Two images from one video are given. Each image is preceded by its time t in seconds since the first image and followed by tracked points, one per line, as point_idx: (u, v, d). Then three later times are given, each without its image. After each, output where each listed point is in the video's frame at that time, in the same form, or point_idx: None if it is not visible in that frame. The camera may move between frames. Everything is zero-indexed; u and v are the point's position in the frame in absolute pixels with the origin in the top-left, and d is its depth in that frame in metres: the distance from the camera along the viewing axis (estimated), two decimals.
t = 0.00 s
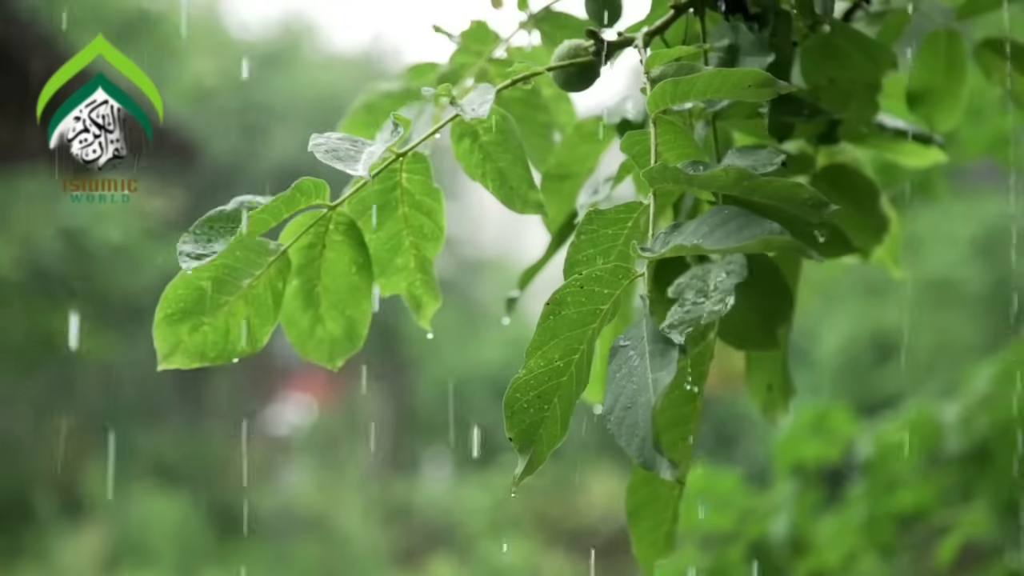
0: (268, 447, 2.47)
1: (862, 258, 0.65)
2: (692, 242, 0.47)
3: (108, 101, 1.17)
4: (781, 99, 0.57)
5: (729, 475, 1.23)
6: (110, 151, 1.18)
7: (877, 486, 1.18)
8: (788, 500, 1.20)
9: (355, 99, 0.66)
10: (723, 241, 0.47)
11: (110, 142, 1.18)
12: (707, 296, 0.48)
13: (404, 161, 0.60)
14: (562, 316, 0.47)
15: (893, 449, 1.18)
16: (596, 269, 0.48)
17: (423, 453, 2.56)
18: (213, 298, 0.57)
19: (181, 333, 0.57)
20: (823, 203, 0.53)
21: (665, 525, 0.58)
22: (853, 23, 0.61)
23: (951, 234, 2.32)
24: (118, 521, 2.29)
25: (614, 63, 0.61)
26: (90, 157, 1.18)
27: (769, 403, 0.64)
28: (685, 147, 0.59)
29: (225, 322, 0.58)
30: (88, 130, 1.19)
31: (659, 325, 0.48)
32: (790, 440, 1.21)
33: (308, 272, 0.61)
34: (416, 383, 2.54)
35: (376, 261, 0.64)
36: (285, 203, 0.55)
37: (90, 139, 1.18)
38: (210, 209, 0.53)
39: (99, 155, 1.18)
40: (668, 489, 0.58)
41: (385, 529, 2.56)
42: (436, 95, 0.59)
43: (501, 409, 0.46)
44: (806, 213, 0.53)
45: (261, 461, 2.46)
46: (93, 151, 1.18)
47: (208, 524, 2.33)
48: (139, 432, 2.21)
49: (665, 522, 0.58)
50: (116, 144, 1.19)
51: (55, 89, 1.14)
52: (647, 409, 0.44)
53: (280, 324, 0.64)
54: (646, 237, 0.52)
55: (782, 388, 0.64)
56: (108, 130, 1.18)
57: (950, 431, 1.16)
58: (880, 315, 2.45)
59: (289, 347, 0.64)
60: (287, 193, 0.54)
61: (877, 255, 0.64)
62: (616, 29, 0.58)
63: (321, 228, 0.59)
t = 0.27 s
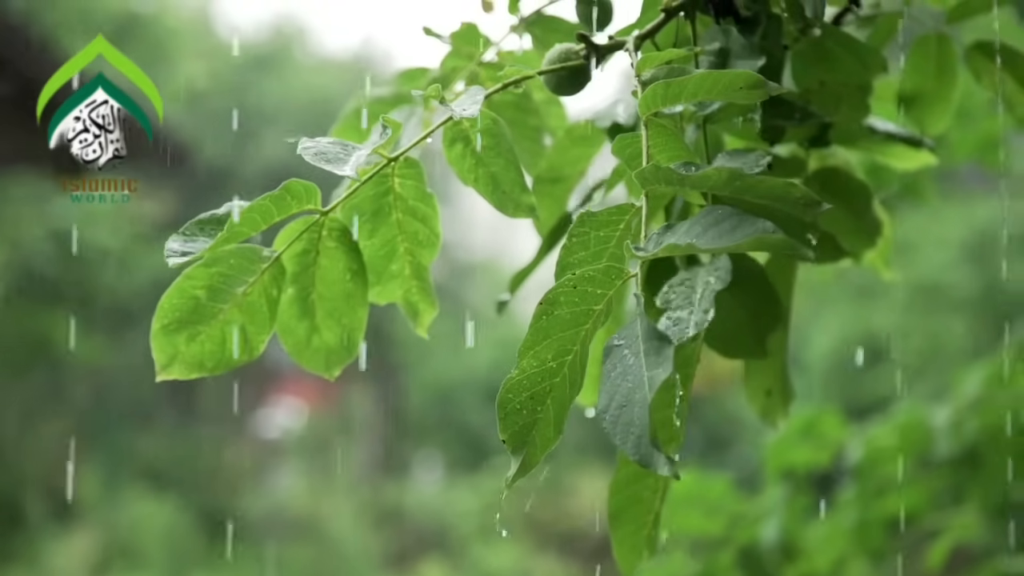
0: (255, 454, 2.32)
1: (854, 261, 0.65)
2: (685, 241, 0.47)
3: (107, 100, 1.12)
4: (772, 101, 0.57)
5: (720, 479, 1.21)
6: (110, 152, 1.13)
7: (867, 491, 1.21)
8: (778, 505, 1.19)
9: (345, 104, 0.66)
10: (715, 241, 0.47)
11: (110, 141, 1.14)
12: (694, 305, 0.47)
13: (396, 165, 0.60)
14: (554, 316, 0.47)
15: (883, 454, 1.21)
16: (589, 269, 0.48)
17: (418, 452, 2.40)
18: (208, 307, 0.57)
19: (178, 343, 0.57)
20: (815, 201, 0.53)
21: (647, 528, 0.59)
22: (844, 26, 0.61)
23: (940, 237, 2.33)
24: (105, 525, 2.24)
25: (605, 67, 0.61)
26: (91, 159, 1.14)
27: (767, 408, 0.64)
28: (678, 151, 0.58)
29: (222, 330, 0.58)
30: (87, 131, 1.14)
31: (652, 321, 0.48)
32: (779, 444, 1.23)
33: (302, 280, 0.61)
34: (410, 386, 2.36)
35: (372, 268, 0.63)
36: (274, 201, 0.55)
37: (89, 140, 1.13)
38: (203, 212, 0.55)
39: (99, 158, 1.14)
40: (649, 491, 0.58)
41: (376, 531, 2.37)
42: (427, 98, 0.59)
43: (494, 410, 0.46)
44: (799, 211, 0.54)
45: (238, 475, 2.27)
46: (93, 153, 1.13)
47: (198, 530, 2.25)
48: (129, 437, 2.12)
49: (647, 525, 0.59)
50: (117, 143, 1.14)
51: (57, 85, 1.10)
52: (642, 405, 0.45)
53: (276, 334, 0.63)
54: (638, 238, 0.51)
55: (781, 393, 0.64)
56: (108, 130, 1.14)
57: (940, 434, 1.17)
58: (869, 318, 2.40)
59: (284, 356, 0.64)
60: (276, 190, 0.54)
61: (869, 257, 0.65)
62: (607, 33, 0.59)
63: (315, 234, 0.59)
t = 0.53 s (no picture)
0: (248, 456, 2.75)
1: (843, 264, 0.65)
2: (674, 244, 0.47)
3: (109, 98, 1.09)
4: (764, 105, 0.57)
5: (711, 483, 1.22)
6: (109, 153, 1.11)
7: (858, 492, 1.20)
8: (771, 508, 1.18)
9: (336, 106, 0.65)
10: (703, 245, 0.47)
11: (111, 142, 1.11)
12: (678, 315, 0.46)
13: (386, 167, 0.60)
14: (542, 318, 0.47)
15: (875, 456, 1.21)
16: (578, 272, 0.48)
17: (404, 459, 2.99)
18: (193, 303, 0.57)
19: (162, 339, 0.57)
20: (805, 204, 0.53)
21: (633, 531, 0.59)
22: (835, 29, 0.60)
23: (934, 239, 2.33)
24: (96, 528, 2.45)
25: (596, 70, 0.61)
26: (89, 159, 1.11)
27: (755, 410, 0.64)
28: (669, 153, 0.58)
29: (206, 327, 0.58)
30: (87, 131, 1.11)
31: (639, 325, 0.48)
32: (772, 447, 1.22)
33: (290, 278, 0.61)
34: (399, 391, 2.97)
35: (360, 268, 0.63)
36: (266, 204, 0.55)
37: (89, 140, 1.11)
38: (193, 212, 0.54)
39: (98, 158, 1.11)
40: (638, 494, 0.58)
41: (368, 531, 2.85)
42: (418, 100, 0.59)
43: (481, 411, 0.46)
44: (789, 215, 0.54)
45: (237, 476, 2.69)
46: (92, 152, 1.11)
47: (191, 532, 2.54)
48: (120, 437, 2.41)
49: (633, 527, 0.59)
50: (118, 144, 1.12)
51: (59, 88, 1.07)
52: (626, 409, 0.45)
53: (262, 331, 0.63)
54: (628, 240, 0.51)
55: (769, 396, 0.63)
56: (108, 130, 1.11)
57: (931, 436, 1.18)
58: (863, 323, 2.45)
59: (270, 354, 0.64)
60: (268, 193, 0.54)
61: (859, 260, 0.65)
62: (598, 35, 0.59)
63: (304, 234, 0.59)
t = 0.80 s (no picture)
0: (241, 459, 2.41)
1: (835, 267, 0.65)
2: (660, 243, 0.47)
3: (110, 99, 1.03)
4: (754, 107, 0.57)
5: (703, 485, 1.22)
6: (112, 153, 1.04)
7: (850, 494, 1.23)
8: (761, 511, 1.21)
9: (328, 110, 0.66)
10: (691, 243, 0.47)
11: (112, 143, 1.05)
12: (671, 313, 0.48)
13: (378, 172, 0.60)
14: (531, 320, 0.47)
15: (865, 457, 1.24)
16: (566, 273, 0.48)
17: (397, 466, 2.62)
18: (191, 315, 0.57)
19: (162, 351, 0.57)
20: (792, 205, 0.54)
21: (636, 536, 0.59)
22: (825, 33, 0.61)
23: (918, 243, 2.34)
24: (88, 531, 2.24)
25: (587, 74, 0.61)
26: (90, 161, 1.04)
27: (749, 414, 0.64)
28: (659, 157, 0.59)
29: (205, 338, 0.58)
30: (88, 132, 1.05)
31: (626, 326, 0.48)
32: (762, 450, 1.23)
33: (285, 286, 0.60)
34: (390, 390, 2.60)
35: (354, 273, 0.63)
36: (259, 211, 0.55)
37: (89, 141, 1.05)
38: (186, 222, 0.55)
39: (99, 159, 1.04)
40: (638, 498, 0.59)
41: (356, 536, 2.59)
42: (409, 104, 0.59)
43: (472, 415, 0.46)
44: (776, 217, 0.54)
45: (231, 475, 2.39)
46: (93, 154, 1.04)
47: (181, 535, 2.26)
48: (114, 442, 2.15)
49: (635, 533, 0.59)
50: (119, 143, 1.05)
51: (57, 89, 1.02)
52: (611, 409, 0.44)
53: (259, 340, 0.63)
54: (618, 245, 0.51)
55: (763, 400, 0.63)
56: (110, 131, 1.05)
57: (922, 439, 1.20)
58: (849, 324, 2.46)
59: (268, 362, 0.64)
60: (260, 202, 0.54)
61: (852, 263, 0.65)
62: (589, 40, 0.59)
63: (298, 241, 0.59)
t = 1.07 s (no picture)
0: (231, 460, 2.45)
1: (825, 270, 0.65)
2: (653, 250, 0.47)
3: (110, 98, 1.02)
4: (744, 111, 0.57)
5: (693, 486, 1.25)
6: (112, 153, 1.01)
7: (841, 496, 1.23)
8: (753, 512, 1.22)
9: (318, 112, 0.66)
10: (682, 249, 0.47)
11: (112, 142, 1.02)
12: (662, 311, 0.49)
13: (368, 173, 0.59)
14: (522, 323, 0.47)
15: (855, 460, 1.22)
16: (557, 277, 0.48)
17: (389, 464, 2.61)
18: (177, 312, 0.57)
19: (146, 347, 0.58)
20: (783, 213, 0.54)
21: (618, 537, 0.59)
22: (816, 36, 0.61)
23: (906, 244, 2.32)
24: (77, 535, 2.30)
25: (577, 76, 0.61)
26: (91, 161, 1.02)
27: (735, 416, 0.64)
28: (649, 159, 0.59)
29: (190, 335, 0.58)
30: (87, 132, 1.03)
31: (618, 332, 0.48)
32: (755, 451, 1.23)
33: (272, 286, 0.61)
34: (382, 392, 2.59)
35: (341, 274, 0.63)
36: (247, 209, 0.55)
37: (89, 141, 1.02)
38: (175, 219, 0.55)
39: (99, 159, 1.02)
40: (621, 500, 0.58)
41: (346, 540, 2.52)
42: (400, 106, 0.59)
43: (461, 417, 0.46)
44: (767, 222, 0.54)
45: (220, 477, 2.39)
46: (93, 154, 1.02)
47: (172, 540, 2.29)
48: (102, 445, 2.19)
49: (618, 533, 0.59)
50: (119, 143, 1.02)
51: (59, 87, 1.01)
52: (604, 415, 0.45)
53: (246, 339, 0.63)
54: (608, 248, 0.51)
55: (749, 402, 0.64)
56: (110, 130, 1.02)
57: (912, 441, 1.16)
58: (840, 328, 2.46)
59: (253, 361, 0.64)
60: (249, 199, 0.54)
61: (841, 267, 0.65)
62: (580, 42, 0.58)
63: (286, 241, 0.59)
